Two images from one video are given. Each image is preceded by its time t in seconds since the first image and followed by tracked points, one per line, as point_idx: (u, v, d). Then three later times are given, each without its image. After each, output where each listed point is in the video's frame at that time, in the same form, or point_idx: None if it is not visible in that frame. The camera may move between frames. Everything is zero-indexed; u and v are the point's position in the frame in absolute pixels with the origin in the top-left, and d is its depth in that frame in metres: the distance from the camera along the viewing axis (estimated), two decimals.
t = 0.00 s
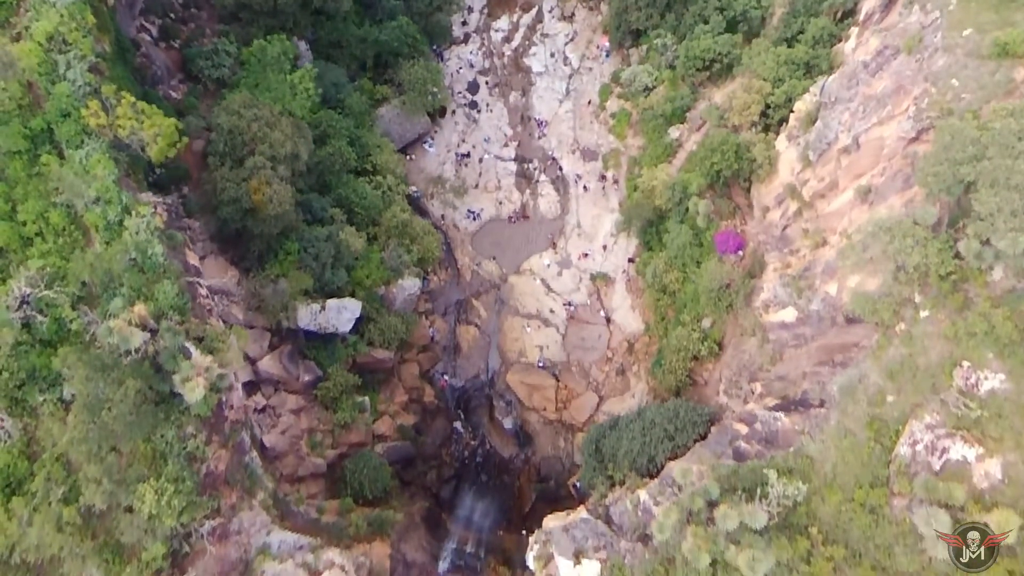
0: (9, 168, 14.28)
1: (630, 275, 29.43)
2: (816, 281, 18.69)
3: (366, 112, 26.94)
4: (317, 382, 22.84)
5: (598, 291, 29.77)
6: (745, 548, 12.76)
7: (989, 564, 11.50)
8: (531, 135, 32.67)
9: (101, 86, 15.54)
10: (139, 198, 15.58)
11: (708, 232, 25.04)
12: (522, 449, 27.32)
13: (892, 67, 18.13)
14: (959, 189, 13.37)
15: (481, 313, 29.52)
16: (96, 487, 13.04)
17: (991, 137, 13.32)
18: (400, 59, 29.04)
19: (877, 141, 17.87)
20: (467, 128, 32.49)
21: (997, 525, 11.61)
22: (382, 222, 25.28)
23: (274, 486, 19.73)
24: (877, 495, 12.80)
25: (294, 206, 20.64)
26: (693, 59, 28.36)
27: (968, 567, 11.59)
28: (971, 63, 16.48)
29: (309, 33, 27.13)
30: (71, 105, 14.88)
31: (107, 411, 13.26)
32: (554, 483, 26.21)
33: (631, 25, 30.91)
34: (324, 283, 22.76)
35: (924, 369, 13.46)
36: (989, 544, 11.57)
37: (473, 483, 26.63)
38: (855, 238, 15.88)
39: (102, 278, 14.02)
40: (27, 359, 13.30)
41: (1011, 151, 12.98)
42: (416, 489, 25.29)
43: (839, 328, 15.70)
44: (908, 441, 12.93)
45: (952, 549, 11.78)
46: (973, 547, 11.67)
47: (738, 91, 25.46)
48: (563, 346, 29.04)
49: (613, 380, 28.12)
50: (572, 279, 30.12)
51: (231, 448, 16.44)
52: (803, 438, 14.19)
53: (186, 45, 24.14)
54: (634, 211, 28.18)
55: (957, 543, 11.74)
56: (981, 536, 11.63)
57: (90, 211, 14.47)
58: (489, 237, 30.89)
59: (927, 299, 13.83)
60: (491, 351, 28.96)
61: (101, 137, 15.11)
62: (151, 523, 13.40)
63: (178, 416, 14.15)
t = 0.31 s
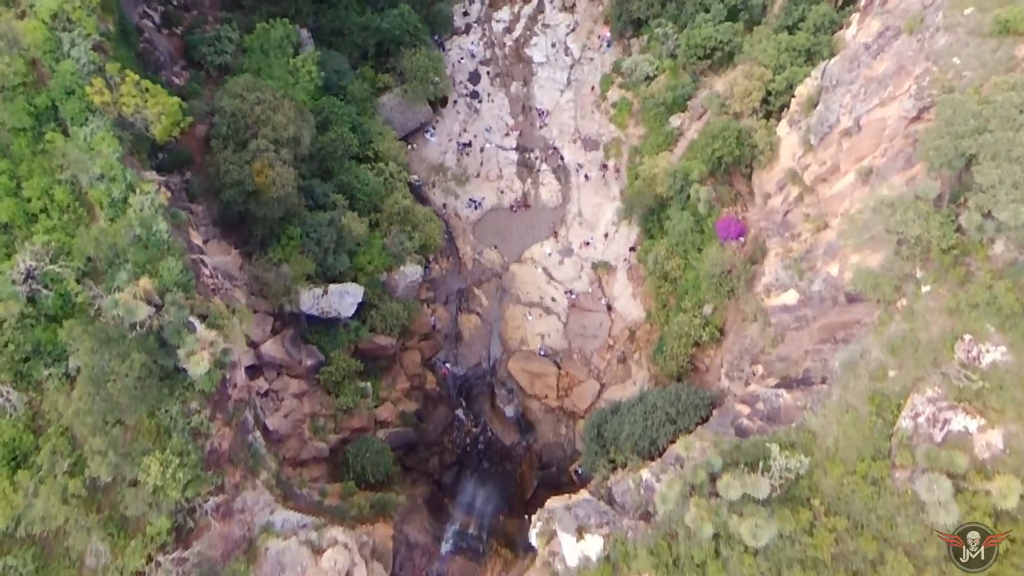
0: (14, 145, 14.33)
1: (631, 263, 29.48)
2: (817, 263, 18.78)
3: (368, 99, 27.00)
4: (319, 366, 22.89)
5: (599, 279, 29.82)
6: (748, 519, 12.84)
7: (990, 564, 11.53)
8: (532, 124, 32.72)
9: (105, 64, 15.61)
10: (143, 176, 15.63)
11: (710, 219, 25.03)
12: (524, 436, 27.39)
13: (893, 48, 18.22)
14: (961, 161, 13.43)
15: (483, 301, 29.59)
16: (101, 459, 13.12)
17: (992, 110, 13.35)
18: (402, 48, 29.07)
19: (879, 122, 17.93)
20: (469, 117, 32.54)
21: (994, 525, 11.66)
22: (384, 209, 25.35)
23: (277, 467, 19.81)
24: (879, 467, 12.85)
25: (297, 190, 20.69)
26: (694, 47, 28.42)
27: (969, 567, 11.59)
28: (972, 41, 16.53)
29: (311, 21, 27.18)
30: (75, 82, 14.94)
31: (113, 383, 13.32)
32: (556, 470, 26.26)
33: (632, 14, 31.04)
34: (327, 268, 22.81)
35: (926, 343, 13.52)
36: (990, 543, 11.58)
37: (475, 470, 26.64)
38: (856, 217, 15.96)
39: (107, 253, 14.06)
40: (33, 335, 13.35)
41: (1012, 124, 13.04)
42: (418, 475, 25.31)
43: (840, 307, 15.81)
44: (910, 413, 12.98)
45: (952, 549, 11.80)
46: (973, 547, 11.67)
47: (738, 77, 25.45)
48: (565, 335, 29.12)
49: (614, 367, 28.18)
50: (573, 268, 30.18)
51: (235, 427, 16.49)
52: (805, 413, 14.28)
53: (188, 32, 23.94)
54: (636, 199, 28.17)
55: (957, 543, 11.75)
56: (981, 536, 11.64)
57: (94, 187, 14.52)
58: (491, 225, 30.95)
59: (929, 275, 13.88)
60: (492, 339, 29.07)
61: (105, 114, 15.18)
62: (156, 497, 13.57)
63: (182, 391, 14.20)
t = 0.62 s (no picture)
0: (18, 126, 14.37)
1: (632, 254, 29.51)
2: (819, 248, 18.86)
3: (369, 89, 27.07)
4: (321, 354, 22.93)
5: (600, 270, 29.85)
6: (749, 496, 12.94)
7: (989, 564, 11.39)
8: (533, 116, 32.77)
9: (108, 47, 15.71)
10: (147, 158, 15.67)
11: (710, 209, 25.00)
12: (525, 427, 27.43)
13: (893, 34, 18.29)
14: (962, 140, 13.48)
15: (484, 292, 29.64)
16: (105, 437, 13.16)
17: (994, 88, 13.36)
18: (403, 39, 29.22)
19: (880, 107, 17.99)
20: (470, 109, 32.59)
21: (995, 525, 11.52)
22: (385, 198, 25.40)
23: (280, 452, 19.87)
24: (881, 445, 12.88)
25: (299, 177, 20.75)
26: (695, 38, 28.49)
27: (968, 567, 11.49)
28: (973, 24, 16.56)
29: (312, 11, 27.21)
30: (79, 64, 14.98)
31: (118, 360, 13.38)
32: (557, 460, 26.29)
33: (632, 6, 31.17)
34: (329, 256, 22.85)
35: (927, 323, 13.57)
36: (989, 542, 11.46)
37: (477, 460, 26.68)
38: (857, 200, 16.03)
39: (111, 233, 14.09)
40: (36, 315, 13.37)
41: (1013, 102, 13.03)
42: (420, 464, 25.35)
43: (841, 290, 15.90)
44: (912, 392, 12.99)
45: (951, 549, 11.70)
46: (973, 546, 11.57)
47: (739, 67, 25.44)
48: (566, 325, 29.16)
49: (615, 358, 28.21)
50: (574, 258, 30.20)
51: (237, 410, 16.51)
52: (806, 393, 14.35)
53: (190, 21, 23.52)
54: (637, 189, 28.19)
55: (956, 542, 11.66)
56: (981, 536, 11.51)
57: (98, 169, 14.55)
58: (492, 216, 30.98)
59: (930, 255, 13.94)
60: (494, 330, 29.14)
61: (108, 97, 15.23)
62: (160, 477, 13.65)
63: (186, 371, 14.28)
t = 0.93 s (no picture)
0: (23, 107, 14.42)
1: (633, 244, 29.58)
2: (820, 233, 18.94)
3: (371, 79, 27.14)
4: (323, 341, 22.99)
5: (601, 261, 29.90)
6: (749, 473, 13.04)
7: (989, 564, 11.35)
8: (535, 108, 32.82)
9: (111, 30, 15.72)
10: (150, 140, 15.71)
11: (712, 198, 24.98)
12: (526, 416, 27.50)
13: (895, 19, 18.37)
14: (963, 119, 13.54)
15: (485, 283, 29.69)
16: (110, 414, 13.18)
17: (994, 67, 13.40)
18: (405, 29, 29.30)
19: (882, 92, 18.11)
20: (472, 100, 32.63)
21: (994, 524, 11.47)
22: (387, 186, 25.45)
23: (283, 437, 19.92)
24: (881, 422, 12.94)
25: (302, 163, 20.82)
26: (696, 29, 28.61)
27: (968, 567, 11.43)
28: (973, 7, 16.66)
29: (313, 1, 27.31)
30: (83, 46, 15.03)
31: (123, 337, 13.48)
32: (558, 449, 26.34)
33: None
34: (331, 244, 22.89)
35: (928, 301, 13.62)
36: (989, 543, 11.40)
37: (478, 449, 26.73)
38: (858, 182, 16.12)
39: (115, 212, 14.09)
40: (41, 294, 13.42)
41: (1014, 79, 13.07)
42: (422, 452, 25.42)
43: (842, 273, 15.99)
44: (913, 369, 13.07)
45: (951, 549, 11.61)
46: (972, 546, 11.49)
47: (740, 56, 25.47)
48: (567, 315, 29.21)
49: (616, 348, 28.26)
50: (575, 249, 30.26)
51: (241, 392, 16.56)
52: (807, 373, 14.44)
53: (192, 10, 22.95)
54: (638, 179, 28.22)
55: (957, 543, 11.57)
56: (981, 536, 11.45)
57: (102, 150, 14.59)
58: (493, 207, 31.03)
59: (931, 235, 14.00)
60: (495, 320, 29.20)
61: (112, 79, 15.28)
62: (164, 455, 13.69)
63: (190, 351, 14.35)
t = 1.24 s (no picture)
0: (27, 88, 14.47)
1: (634, 235, 29.64)
2: (821, 218, 19.02)
3: (373, 69, 27.21)
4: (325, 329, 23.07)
5: (603, 251, 29.93)
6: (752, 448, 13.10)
7: (989, 564, 11.29)
8: (536, 99, 32.88)
9: (116, 13, 15.75)
10: (154, 122, 15.73)
11: (713, 187, 24.95)
12: (528, 406, 27.56)
13: (896, 4, 18.42)
14: (965, 97, 13.56)
15: (486, 273, 29.74)
16: (115, 391, 13.24)
17: (995, 45, 13.37)
18: (406, 20, 29.41)
19: (883, 76, 18.26)
20: (473, 92, 32.67)
21: (994, 524, 11.45)
22: (389, 175, 25.51)
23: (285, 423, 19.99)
24: (883, 400, 13.00)
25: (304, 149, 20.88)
26: (697, 19, 28.59)
27: (967, 567, 11.40)
28: None
29: None
30: (87, 28, 15.09)
31: (128, 314, 13.54)
32: (560, 438, 26.41)
33: None
34: (334, 232, 23.01)
35: (930, 281, 13.67)
36: (989, 543, 11.35)
37: (480, 438, 26.81)
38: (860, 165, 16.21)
39: (119, 192, 14.13)
40: (45, 273, 13.47)
41: (1015, 58, 13.02)
42: (424, 440, 25.50)
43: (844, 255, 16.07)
44: (914, 347, 13.12)
45: (951, 549, 11.60)
46: (973, 547, 11.45)
47: (740, 46, 25.52)
48: (568, 306, 29.24)
49: (617, 338, 28.32)
50: (576, 239, 30.30)
51: (244, 375, 16.59)
52: (809, 352, 14.52)
53: None
54: (638, 169, 28.11)
55: (956, 543, 11.55)
56: (981, 536, 11.42)
57: (106, 131, 14.62)
58: (494, 198, 31.09)
59: (932, 215, 14.08)
60: (496, 311, 29.24)
61: (116, 61, 15.34)
62: (168, 434, 13.77)
63: (193, 332, 14.42)
